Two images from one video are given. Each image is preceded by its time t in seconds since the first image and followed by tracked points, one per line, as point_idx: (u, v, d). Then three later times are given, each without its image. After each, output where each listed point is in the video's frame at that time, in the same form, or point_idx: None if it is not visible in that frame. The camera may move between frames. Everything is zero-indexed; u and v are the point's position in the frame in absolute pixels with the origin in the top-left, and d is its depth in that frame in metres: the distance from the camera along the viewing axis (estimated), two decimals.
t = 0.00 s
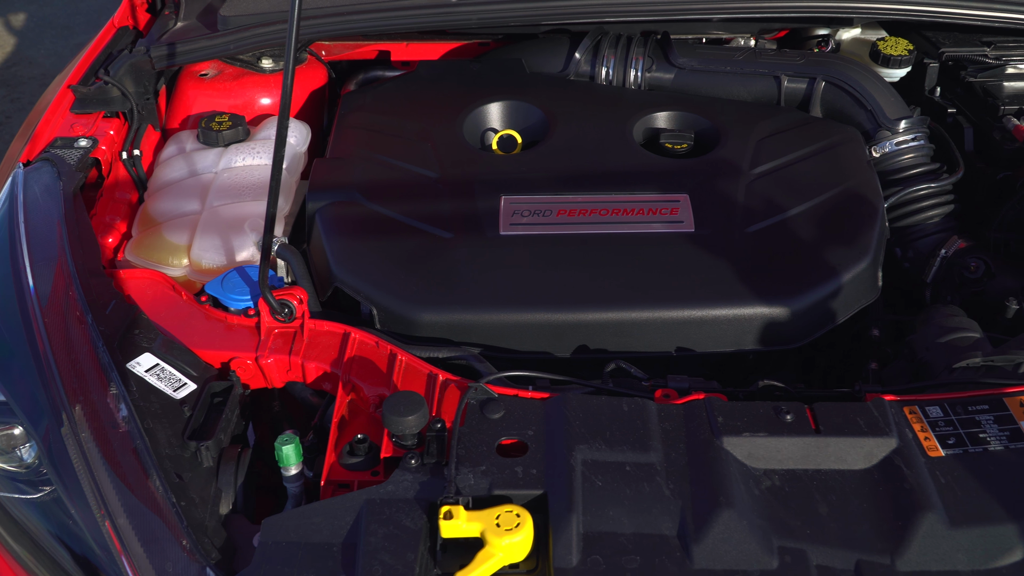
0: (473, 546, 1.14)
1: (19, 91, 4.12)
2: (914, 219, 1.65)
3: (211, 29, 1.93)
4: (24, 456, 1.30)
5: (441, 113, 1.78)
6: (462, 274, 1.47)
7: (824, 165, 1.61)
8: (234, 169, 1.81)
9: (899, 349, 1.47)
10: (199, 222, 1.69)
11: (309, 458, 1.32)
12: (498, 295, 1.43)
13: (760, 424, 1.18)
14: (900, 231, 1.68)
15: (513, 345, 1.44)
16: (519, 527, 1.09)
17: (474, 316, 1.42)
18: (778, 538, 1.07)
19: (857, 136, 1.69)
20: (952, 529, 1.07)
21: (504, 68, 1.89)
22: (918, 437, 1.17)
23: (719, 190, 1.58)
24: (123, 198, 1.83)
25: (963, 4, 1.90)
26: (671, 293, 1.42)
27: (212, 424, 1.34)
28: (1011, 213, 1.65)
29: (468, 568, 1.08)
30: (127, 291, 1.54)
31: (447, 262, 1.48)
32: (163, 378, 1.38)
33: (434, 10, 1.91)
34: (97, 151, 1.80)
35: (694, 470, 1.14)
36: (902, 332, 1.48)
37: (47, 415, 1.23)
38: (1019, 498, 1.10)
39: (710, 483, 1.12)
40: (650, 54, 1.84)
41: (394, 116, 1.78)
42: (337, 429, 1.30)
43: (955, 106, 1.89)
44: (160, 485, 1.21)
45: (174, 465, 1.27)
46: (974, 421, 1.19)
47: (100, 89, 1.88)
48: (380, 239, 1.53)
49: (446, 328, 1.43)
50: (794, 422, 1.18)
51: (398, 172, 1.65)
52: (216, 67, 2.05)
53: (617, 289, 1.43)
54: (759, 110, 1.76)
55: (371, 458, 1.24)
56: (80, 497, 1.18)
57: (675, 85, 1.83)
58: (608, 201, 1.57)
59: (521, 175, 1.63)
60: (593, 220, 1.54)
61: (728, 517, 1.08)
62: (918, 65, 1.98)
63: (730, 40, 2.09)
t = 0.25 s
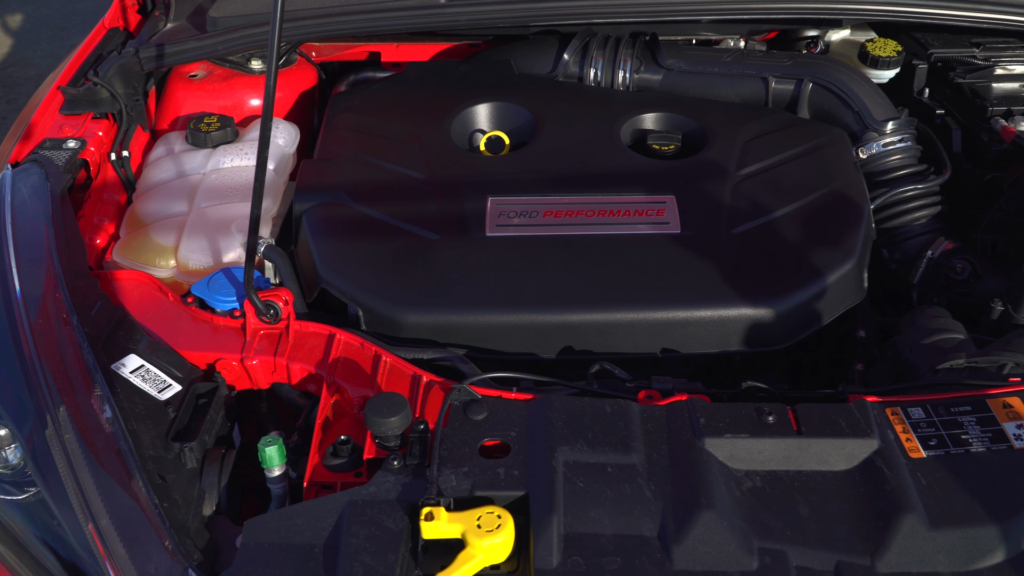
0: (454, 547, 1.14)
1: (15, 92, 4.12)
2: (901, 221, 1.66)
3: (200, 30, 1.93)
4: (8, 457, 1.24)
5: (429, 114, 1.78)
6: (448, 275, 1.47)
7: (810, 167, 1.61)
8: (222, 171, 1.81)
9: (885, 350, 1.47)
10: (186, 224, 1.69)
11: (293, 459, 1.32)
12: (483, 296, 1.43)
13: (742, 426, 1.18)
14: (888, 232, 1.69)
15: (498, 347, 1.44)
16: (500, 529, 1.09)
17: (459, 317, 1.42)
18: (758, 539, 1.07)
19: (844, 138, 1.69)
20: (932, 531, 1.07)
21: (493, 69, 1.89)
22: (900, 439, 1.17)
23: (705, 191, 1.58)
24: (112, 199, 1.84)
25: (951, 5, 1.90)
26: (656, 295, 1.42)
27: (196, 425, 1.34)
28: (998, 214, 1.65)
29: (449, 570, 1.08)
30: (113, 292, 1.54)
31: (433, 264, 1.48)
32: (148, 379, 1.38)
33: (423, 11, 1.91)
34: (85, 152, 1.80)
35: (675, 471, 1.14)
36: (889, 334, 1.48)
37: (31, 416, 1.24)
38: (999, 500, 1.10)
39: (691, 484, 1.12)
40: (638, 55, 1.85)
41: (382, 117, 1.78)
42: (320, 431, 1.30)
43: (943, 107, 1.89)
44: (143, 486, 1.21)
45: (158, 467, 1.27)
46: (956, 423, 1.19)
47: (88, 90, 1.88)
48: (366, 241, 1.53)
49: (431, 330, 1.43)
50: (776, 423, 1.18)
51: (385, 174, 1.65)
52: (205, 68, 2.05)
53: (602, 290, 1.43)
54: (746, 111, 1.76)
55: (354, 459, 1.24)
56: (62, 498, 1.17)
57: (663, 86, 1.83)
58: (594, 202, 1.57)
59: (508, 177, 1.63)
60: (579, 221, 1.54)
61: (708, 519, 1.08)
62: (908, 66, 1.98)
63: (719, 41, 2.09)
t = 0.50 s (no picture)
0: (436, 548, 1.14)
1: (13, 93, 4.12)
2: (888, 222, 1.66)
3: (189, 31, 1.93)
4: None
5: (418, 115, 1.78)
6: (434, 276, 1.47)
7: (797, 168, 1.61)
8: (211, 171, 1.81)
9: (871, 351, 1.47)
10: (174, 224, 1.69)
11: (278, 460, 1.32)
12: (469, 297, 1.43)
13: (724, 427, 1.18)
14: (875, 233, 1.69)
15: (484, 348, 1.44)
16: (482, 530, 1.09)
17: (445, 318, 1.42)
18: (739, 540, 1.07)
19: (832, 139, 1.69)
20: (913, 532, 1.07)
21: (482, 70, 1.89)
22: (882, 439, 1.17)
23: (692, 192, 1.58)
24: (100, 200, 1.83)
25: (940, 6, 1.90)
26: (641, 296, 1.42)
27: (181, 425, 1.34)
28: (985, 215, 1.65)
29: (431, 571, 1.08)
30: (100, 293, 1.54)
31: (419, 265, 1.48)
32: (133, 380, 1.38)
33: (412, 12, 1.91)
34: (74, 153, 1.80)
35: (657, 472, 1.14)
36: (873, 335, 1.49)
37: (20, 419, 1.26)
38: (981, 501, 1.10)
39: (673, 485, 1.12)
40: (627, 56, 1.85)
41: (371, 118, 1.78)
42: (305, 431, 1.30)
43: (932, 108, 1.88)
44: (126, 487, 1.20)
45: (141, 467, 1.27)
46: (939, 424, 1.19)
47: (78, 91, 1.88)
48: (353, 242, 1.53)
49: (417, 331, 1.44)
50: (759, 424, 1.18)
51: (372, 175, 1.65)
52: (196, 69, 2.05)
53: (587, 292, 1.43)
54: (735, 112, 1.76)
55: (338, 460, 1.24)
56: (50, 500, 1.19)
57: (652, 87, 1.83)
58: (581, 203, 1.57)
59: (496, 178, 1.63)
60: (566, 222, 1.54)
61: (690, 520, 1.08)
62: (897, 67, 1.98)
63: (709, 43, 2.09)
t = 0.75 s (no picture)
0: (416, 549, 1.14)
1: (8, 95, 4.12)
2: (874, 223, 1.66)
3: (178, 32, 1.94)
4: None
5: (404, 116, 1.78)
6: (418, 277, 1.47)
7: (781, 169, 1.61)
8: (197, 173, 1.81)
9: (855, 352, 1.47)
10: (160, 225, 1.69)
11: (260, 461, 1.33)
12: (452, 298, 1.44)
13: (704, 428, 1.18)
14: (861, 234, 1.69)
15: (467, 349, 1.45)
16: (460, 531, 1.09)
17: (428, 319, 1.42)
18: (717, 541, 1.08)
19: (818, 140, 1.69)
20: (891, 534, 1.07)
21: (470, 71, 1.89)
22: (861, 441, 1.17)
23: (677, 193, 1.58)
24: (88, 202, 1.83)
25: (927, 8, 1.89)
26: (625, 297, 1.42)
27: (164, 427, 1.34)
28: (970, 216, 1.65)
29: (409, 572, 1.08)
30: (85, 295, 1.54)
31: (403, 266, 1.48)
32: (116, 381, 1.38)
33: (400, 14, 1.92)
34: (62, 155, 1.80)
35: (637, 473, 1.14)
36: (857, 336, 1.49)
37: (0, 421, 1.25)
38: (959, 503, 1.10)
39: (652, 486, 1.12)
40: (614, 58, 1.85)
41: (357, 119, 1.78)
42: (286, 433, 1.30)
43: (919, 110, 1.89)
44: (108, 489, 1.20)
45: (123, 469, 1.27)
46: (919, 425, 1.19)
47: (66, 92, 1.88)
48: (338, 243, 1.53)
49: (400, 332, 1.44)
50: (738, 426, 1.18)
51: (358, 176, 1.65)
52: (184, 70, 2.05)
53: (571, 293, 1.43)
54: (721, 113, 1.76)
55: (318, 461, 1.24)
56: (30, 503, 1.18)
57: (639, 89, 1.84)
58: (566, 204, 1.58)
59: (482, 179, 1.63)
60: (550, 224, 1.54)
61: (668, 521, 1.08)
62: (884, 68, 1.98)
63: (698, 44, 2.10)
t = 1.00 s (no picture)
0: (397, 550, 1.14)
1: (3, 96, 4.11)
2: (860, 225, 1.66)
3: (167, 34, 1.94)
4: None
5: (392, 117, 1.78)
6: (404, 278, 1.47)
7: (767, 171, 1.62)
8: (185, 174, 1.81)
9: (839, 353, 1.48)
10: (147, 227, 1.69)
11: (244, 462, 1.33)
12: (438, 299, 1.44)
13: (686, 429, 1.19)
14: (848, 236, 1.69)
15: (452, 350, 1.45)
16: (441, 532, 1.09)
17: (413, 320, 1.42)
18: (697, 542, 1.08)
19: (804, 142, 1.70)
20: (870, 535, 1.07)
21: (458, 72, 1.89)
22: (842, 442, 1.17)
23: (663, 195, 1.59)
24: (76, 202, 1.83)
25: (915, 9, 1.90)
26: (610, 299, 1.42)
27: (148, 428, 1.34)
28: (957, 218, 1.65)
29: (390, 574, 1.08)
30: (71, 296, 1.54)
31: (389, 268, 1.49)
32: (101, 383, 1.38)
33: (389, 16, 1.92)
34: (50, 156, 1.80)
35: (618, 475, 1.14)
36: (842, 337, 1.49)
37: None
38: (939, 504, 1.11)
39: (632, 487, 1.12)
40: (602, 59, 1.85)
41: (345, 120, 1.78)
42: (270, 434, 1.30)
43: (906, 111, 1.89)
44: (91, 490, 1.20)
45: (105, 470, 1.27)
46: (901, 427, 1.19)
47: (55, 94, 1.88)
48: (324, 245, 1.53)
49: (386, 333, 1.44)
50: (720, 427, 1.19)
51: (345, 177, 1.65)
52: (173, 72, 2.06)
53: (556, 294, 1.43)
54: (708, 114, 1.76)
55: (302, 463, 1.24)
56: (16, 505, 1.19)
57: (627, 91, 1.84)
58: (552, 206, 1.58)
59: (468, 180, 1.64)
60: (536, 226, 1.54)
61: (648, 522, 1.08)
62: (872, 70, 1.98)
63: (687, 45, 2.10)
